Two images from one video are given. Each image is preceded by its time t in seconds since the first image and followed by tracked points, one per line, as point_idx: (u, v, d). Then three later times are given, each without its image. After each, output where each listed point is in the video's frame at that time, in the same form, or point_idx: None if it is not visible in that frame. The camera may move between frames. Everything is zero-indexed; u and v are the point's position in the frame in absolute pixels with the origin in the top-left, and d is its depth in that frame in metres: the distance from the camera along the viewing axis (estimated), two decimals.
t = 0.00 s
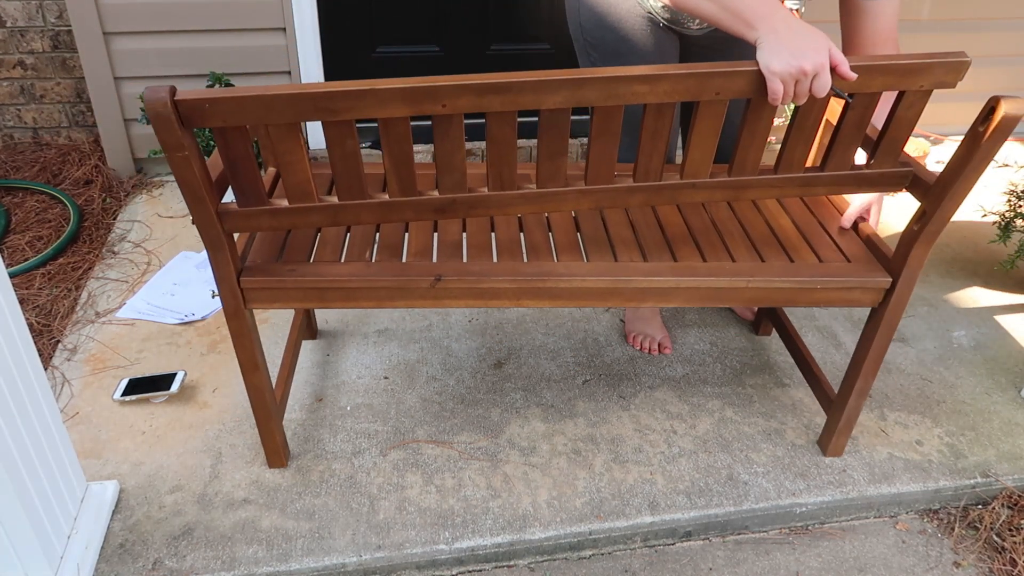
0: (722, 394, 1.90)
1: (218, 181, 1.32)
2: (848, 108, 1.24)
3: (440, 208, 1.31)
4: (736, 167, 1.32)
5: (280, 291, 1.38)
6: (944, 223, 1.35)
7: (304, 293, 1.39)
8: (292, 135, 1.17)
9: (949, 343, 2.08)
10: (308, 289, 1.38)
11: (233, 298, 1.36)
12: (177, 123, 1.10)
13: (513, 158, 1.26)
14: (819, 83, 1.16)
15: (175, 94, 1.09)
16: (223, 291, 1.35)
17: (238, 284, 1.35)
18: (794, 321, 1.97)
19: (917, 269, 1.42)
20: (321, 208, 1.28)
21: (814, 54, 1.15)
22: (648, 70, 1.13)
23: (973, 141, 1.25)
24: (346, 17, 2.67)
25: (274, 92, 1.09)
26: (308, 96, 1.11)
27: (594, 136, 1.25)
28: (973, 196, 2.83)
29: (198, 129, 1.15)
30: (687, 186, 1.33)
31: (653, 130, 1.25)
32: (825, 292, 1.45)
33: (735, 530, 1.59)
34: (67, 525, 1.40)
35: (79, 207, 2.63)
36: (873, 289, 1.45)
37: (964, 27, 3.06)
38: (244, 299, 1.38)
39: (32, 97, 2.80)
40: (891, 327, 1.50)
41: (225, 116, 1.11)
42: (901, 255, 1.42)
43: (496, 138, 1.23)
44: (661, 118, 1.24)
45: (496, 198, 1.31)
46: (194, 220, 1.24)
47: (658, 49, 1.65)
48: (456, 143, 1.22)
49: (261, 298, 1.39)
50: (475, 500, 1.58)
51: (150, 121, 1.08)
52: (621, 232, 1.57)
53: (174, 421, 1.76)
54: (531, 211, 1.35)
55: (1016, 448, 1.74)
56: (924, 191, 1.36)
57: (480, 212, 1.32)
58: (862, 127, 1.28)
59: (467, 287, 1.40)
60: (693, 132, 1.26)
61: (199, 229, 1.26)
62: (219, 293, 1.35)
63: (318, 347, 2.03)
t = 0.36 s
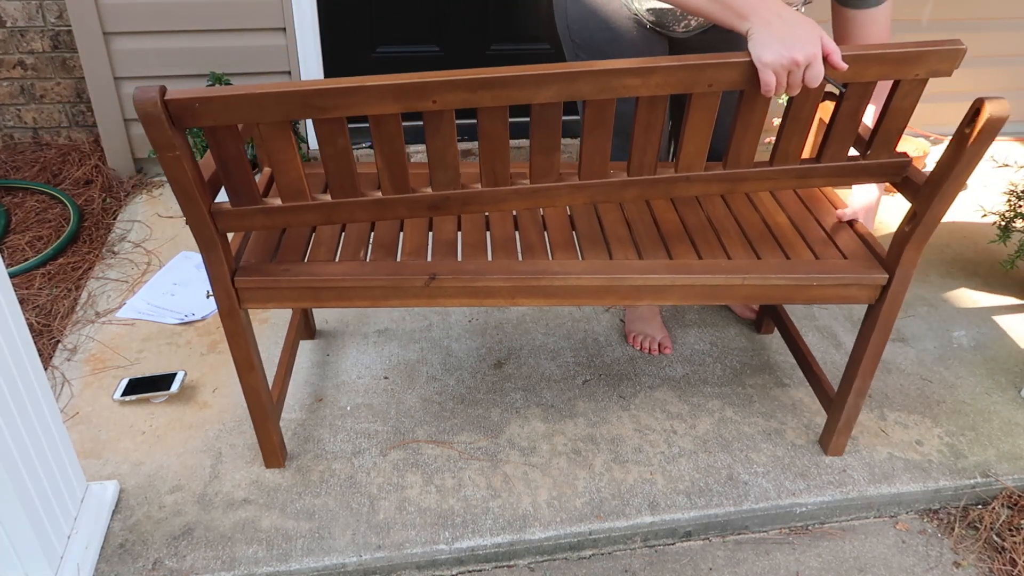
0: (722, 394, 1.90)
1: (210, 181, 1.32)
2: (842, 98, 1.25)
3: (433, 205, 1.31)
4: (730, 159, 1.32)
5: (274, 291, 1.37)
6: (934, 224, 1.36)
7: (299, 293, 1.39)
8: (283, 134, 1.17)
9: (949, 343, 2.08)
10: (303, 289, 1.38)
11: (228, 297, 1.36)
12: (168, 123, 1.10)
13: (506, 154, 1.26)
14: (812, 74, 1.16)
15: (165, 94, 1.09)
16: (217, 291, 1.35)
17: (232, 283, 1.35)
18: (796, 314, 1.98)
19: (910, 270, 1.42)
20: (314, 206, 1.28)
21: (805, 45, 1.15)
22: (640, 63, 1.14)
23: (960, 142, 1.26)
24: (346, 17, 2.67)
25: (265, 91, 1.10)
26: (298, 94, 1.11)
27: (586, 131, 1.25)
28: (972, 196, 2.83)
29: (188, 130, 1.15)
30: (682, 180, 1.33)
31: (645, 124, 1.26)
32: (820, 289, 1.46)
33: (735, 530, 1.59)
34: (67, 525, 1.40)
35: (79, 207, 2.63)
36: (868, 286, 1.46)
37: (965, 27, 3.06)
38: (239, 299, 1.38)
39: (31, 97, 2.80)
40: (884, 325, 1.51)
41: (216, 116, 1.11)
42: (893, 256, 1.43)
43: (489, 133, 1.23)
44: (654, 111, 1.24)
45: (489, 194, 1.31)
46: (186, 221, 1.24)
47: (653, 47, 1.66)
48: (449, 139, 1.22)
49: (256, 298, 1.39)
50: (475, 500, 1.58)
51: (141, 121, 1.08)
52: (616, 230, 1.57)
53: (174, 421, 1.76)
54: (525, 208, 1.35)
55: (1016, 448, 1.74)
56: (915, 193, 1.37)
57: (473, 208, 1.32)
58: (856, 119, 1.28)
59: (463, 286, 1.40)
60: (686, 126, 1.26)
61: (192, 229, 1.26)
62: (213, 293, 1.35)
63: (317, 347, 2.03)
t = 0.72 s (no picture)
0: (721, 394, 1.90)
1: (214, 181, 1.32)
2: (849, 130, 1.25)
3: (436, 217, 1.31)
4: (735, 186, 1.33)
5: (275, 291, 1.38)
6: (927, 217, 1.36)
7: (299, 292, 1.39)
8: (288, 138, 1.17)
9: (949, 343, 2.08)
10: (302, 288, 1.38)
11: (228, 298, 1.36)
12: (173, 123, 1.10)
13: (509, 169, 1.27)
14: (823, 101, 1.15)
15: (171, 94, 1.08)
16: (217, 292, 1.35)
17: (233, 285, 1.35)
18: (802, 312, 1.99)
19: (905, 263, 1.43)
20: (316, 212, 1.28)
21: (817, 72, 1.15)
22: (646, 85, 1.13)
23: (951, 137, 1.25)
24: (346, 17, 2.67)
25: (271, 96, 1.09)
26: (303, 100, 1.10)
27: (590, 150, 1.25)
28: (972, 196, 2.83)
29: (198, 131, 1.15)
30: (686, 204, 1.34)
31: (651, 144, 1.25)
32: (818, 287, 1.46)
33: (735, 530, 1.59)
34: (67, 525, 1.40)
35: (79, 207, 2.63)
36: (866, 284, 1.46)
37: (965, 27, 3.06)
38: (240, 300, 1.38)
39: (31, 97, 2.80)
40: (878, 324, 1.52)
41: (221, 118, 1.11)
42: (887, 249, 1.44)
43: (493, 147, 1.23)
44: (659, 133, 1.23)
45: (491, 208, 1.31)
46: (188, 220, 1.24)
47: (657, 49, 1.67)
48: (453, 153, 1.22)
49: (257, 298, 1.39)
50: (475, 501, 1.58)
51: (146, 121, 1.08)
52: (615, 230, 1.57)
53: (174, 421, 1.76)
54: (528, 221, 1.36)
55: (1016, 448, 1.74)
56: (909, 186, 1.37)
57: (476, 222, 1.33)
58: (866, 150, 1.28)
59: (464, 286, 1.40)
60: (692, 146, 1.26)
61: (194, 228, 1.26)
62: (214, 293, 1.35)
63: (317, 347, 2.03)
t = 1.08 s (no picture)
0: (721, 394, 1.90)
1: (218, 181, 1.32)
2: (848, 146, 1.27)
3: (439, 223, 1.32)
4: (734, 197, 1.34)
5: (274, 292, 1.37)
6: (925, 218, 1.37)
7: (297, 292, 1.39)
8: (296, 141, 1.17)
9: (949, 343, 2.08)
10: (301, 288, 1.38)
11: (227, 297, 1.36)
12: (182, 122, 1.09)
13: (514, 178, 1.27)
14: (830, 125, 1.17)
15: (181, 94, 1.08)
16: (216, 291, 1.35)
17: (232, 285, 1.34)
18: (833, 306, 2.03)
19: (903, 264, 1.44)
20: (319, 214, 1.28)
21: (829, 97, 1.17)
22: (655, 99, 1.14)
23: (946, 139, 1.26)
24: (346, 17, 2.67)
25: (282, 98, 1.09)
26: (314, 103, 1.10)
27: (595, 161, 1.25)
28: (973, 196, 2.83)
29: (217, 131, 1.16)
30: (686, 214, 1.34)
31: (656, 156, 1.25)
32: (817, 287, 1.47)
33: (735, 530, 1.59)
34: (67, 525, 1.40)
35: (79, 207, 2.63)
36: (864, 284, 1.47)
37: (966, 27, 3.05)
38: (238, 300, 1.38)
39: (31, 97, 2.80)
40: (878, 323, 1.52)
41: (231, 118, 1.11)
42: (885, 251, 1.45)
43: (499, 156, 1.23)
44: (663, 145, 1.23)
45: (495, 214, 1.31)
46: (191, 220, 1.24)
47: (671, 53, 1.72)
48: (460, 159, 1.22)
49: (255, 298, 1.39)
50: (475, 501, 1.58)
51: (155, 120, 1.08)
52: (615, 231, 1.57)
53: (174, 421, 1.76)
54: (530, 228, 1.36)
55: (1016, 448, 1.74)
56: (905, 188, 1.38)
57: (479, 228, 1.33)
58: (860, 168, 1.31)
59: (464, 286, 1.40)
60: (695, 155, 1.26)
61: (197, 227, 1.25)
62: (213, 293, 1.35)
63: (317, 347, 2.03)
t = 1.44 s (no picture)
0: (721, 394, 1.90)
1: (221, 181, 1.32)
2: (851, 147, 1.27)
3: (442, 222, 1.32)
4: (738, 198, 1.34)
5: (277, 292, 1.38)
6: (927, 218, 1.37)
7: (299, 292, 1.39)
8: (300, 140, 1.17)
9: (949, 343, 2.08)
10: (304, 288, 1.38)
11: (230, 297, 1.37)
12: (187, 122, 1.10)
13: (518, 179, 1.27)
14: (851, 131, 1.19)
15: (186, 94, 1.09)
16: (219, 291, 1.35)
17: (235, 284, 1.35)
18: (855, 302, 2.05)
19: (906, 263, 1.44)
20: (323, 214, 1.28)
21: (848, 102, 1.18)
22: (658, 99, 1.14)
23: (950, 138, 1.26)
24: (347, 17, 2.67)
25: (286, 98, 1.09)
26: (318, 103, 1.10)
27: (599, 162, 1.25)
28: (973, 196, 2.83)
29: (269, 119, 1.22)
30: (689, 215, 1.35)
31: (659, 156, 1.25)
32: (818, 287, 1.47)
33: (735, 530, 1.59)
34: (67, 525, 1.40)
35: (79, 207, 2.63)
36: (866, 284, 1.47)
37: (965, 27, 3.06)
38: (241, 300, 1.38)
39: (32, 97, 2.80)
40: (880, 322, 1.52)
41: (236, 118, 1.11)
42: (887, 251, 1.45)
43: (502, 155, 1.23)
44: (666, 145, 1.23)
45: (497, 214, 1.31)
46: (195, 220, 1.24)
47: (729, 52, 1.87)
48: (463, 160, 1.22)
49: (258, 298, 1.39)
50: (475, 501, 1.58)
51: (160, 119, 1.08)
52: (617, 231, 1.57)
53: (174, 421, 1.76)
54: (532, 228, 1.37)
55: (1016, 448, 1.74)
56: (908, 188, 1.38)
57: (481, 228, 1.33)
58: (863, 167, 1.31)
59: (465, 286, 1.40)
60: (699, 154, 1.26)
61: (201, 228, 1.26)
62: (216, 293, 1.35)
63: (317, 347, 2.03)
